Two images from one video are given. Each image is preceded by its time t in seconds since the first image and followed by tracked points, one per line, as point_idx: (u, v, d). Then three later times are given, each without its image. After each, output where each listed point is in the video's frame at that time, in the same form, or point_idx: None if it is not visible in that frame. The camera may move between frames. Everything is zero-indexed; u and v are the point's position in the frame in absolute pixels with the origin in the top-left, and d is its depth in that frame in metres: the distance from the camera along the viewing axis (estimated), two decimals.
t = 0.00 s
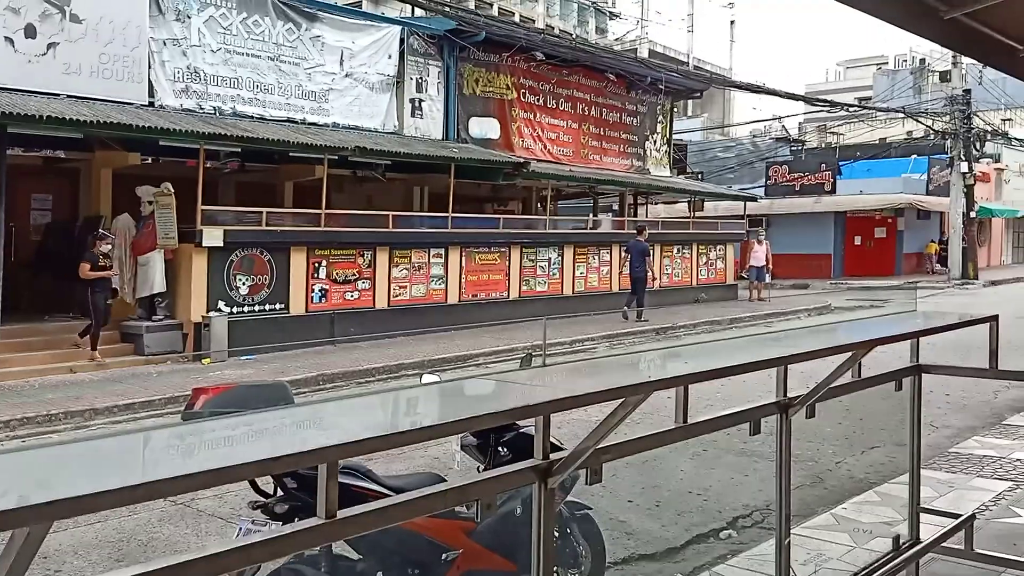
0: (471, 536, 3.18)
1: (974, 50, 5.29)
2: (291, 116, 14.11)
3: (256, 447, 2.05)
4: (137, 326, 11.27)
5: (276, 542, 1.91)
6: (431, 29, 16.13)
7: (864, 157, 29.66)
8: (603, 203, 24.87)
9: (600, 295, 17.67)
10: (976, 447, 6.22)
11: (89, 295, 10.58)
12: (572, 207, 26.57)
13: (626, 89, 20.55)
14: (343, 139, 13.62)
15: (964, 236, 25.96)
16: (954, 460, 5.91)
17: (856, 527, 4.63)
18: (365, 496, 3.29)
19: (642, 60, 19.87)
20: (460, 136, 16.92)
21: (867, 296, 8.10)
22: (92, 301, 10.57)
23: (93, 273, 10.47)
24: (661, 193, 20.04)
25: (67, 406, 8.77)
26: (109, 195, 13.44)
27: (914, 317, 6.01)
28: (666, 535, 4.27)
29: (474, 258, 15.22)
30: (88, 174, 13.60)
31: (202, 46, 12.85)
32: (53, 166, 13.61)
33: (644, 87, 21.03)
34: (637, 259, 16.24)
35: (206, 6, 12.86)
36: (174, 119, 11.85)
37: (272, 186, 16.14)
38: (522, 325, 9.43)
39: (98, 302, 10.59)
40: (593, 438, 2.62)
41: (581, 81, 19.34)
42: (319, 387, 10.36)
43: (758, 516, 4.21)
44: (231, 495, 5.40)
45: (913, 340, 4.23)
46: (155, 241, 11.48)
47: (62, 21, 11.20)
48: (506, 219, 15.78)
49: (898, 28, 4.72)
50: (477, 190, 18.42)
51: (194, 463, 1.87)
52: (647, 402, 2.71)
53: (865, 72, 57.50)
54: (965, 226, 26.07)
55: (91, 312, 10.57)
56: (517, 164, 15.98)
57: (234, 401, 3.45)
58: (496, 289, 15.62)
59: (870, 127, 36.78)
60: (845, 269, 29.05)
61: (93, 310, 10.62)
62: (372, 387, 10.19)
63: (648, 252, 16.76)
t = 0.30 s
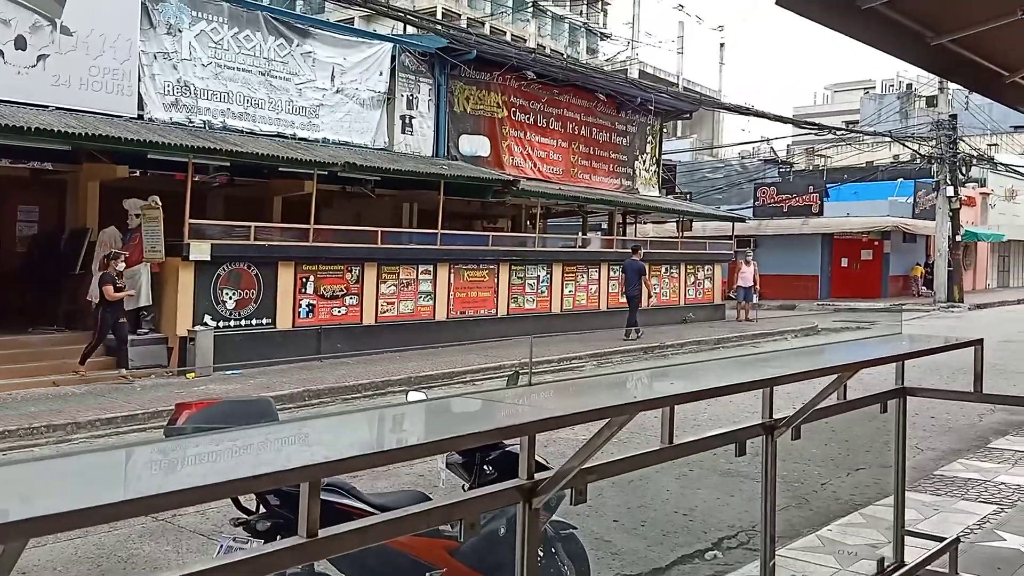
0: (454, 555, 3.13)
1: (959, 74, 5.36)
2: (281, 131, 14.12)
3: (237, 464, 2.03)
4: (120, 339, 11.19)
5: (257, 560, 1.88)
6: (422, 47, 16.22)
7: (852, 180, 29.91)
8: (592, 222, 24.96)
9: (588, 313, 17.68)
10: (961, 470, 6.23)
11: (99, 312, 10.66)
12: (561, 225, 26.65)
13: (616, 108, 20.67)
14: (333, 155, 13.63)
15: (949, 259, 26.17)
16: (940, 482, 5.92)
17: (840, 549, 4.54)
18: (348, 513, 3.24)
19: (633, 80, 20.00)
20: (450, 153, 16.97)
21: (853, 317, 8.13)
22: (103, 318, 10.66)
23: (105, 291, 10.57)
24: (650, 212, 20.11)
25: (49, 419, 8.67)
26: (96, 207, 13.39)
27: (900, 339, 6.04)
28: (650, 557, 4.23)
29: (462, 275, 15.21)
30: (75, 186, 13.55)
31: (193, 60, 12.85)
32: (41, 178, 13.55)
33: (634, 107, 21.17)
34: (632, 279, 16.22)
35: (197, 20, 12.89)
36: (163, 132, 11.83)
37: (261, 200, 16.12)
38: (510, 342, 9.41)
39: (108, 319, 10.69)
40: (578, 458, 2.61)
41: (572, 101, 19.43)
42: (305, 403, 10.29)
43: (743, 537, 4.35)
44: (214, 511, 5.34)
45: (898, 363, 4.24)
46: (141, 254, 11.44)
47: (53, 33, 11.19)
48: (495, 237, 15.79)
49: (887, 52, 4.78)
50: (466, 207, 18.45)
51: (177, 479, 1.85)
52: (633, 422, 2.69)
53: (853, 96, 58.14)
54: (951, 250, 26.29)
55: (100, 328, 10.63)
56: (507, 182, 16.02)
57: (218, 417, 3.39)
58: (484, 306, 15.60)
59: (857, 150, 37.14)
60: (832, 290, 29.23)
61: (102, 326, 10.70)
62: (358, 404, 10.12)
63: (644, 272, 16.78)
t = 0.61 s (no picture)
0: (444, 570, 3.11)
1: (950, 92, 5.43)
2: (273, 142, 14.11)
3: (226, 479, 2.01)
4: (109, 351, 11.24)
5: None
6: (415, 60, 16.27)
7: (841, 197, 30.09)
8: (583, 236, 25.01)
9: (579, 327, 17.68)
10: (950, 488, 6.24)
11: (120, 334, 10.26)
12: (553, 239, 26.71)
13: (608, 124, 20.75)
14: (325, 167, 13.62)
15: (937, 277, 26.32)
16: (929, 501, 5.92)
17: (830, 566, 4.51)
18: (339, 529, 3.19)
19: (625, 96, 20.11)
20: (442, 166, 17.00)
21: (843, 335, 8.16)
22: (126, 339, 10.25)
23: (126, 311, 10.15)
24: (640, 227, 20.15)
25: (34, 430, 8.57)
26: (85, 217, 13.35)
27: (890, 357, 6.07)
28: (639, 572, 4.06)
29: (452, 288, 15.19)
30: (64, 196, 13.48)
31: (185, 71, 12.85)
32: (30, 188, 13.49)
33: (626, 122, 21.26)
34: (631, 294, 16.36)
35: (191, 31, 12.90)
36: (155, 143, 11.80)
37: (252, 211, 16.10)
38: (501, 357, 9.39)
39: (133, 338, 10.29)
40: (569, 475, 2.60)
41: (563, 115, 19.50)
42: (293, 416, 10.22)
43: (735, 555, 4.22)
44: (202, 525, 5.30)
45: (888, 382, 4.25)
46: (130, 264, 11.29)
47: (45, 43, 11.17)
48: (486, 250, 15.79)
49: (879, 73, 4.83)
50: (458, 220, 18.46)
51: (167, 494, 1.83)
52: (625, 439, 2.69)
53: (843, 114, 58.59)
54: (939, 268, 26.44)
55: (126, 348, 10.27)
56: (499, 196, 16.04)
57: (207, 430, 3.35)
58: (474, 319, 15.57)
59: (846, 168, 37.41)
60: (821, 307, 29.34)
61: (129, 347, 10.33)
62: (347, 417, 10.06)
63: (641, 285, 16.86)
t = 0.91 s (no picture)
0: None
1: (936, 106, 5.45)
2: (263, 151, 14.07)
3: (212, 496, 1.98)
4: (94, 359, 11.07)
5: None
6: (406, 70, 16.29)
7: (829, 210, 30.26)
8: (572, 247, 25.04)
9: (568, 339, 17.68)
10: (937, 503, 6.25)
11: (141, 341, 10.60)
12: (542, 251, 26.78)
13: (598, 136, 20.81)
14: (314, 177, 13.59)
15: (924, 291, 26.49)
16: (917, 516, 5.93)
17: None
18: (326, 543, 3.17)
19: (615, 108, 20.19)
20: (432, 177, 17.00)
21: (832, 350, 8.17)
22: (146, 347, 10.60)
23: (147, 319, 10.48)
24: (629, 239, 20.19)
25: (18, 439, 8.45)
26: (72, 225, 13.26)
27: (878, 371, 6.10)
28: None
29: (442, 298, 15.15)
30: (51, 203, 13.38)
31: (175, 79, 12.81)
32: (17, 194, 13.38)
33: (616, 135, 21.34)
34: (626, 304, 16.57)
35: (181, 39, 12.88)
36: (143, 151, 11.73)
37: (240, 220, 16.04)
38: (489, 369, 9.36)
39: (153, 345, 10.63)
40: (561, 491, 2.58)
41: (554, 127, 19.55)
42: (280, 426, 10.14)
43: (723, 570, 4.17)
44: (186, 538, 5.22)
45: (877, 398, 4.27)
46: (117, 273, 11.23)
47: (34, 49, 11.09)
48: (476, 261, 15.78)
49: (868, 88, 4.88)
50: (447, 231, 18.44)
51: (155, 512, 1.80)
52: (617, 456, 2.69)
53: (830, 129, 59.06)
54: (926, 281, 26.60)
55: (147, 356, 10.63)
56: (489, 207, 16.05)
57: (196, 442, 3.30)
58: (463, 329, 15.55)
59: (834, 181, 37.65)
60: (809, 320, 29.48)
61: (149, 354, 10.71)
62: (335, 428, 9.99)
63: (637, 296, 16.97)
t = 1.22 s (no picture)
0: None
1: (929, 127, 5.49)
2: (254, 163, 14.04)
3: (192, 539, 1.95)
4: (82, 372, 10.92)
5: None
6: (399, 84, 16.30)
7: (820, 226, 30.39)
8: (565, 261, 25.04)
9: (560, 353, 17.64)
10: (931, 521, 6.23)
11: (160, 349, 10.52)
12: (535, 264, 26.78)
13: (590, 150, 20.86)
14: (306, 189, 13.56)
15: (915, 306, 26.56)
16: (910, 534, 5.91)
17: None
18: (312, 564, 3.08)
19: (607, 123, 20.24)
20: (425, 190, 17.00)
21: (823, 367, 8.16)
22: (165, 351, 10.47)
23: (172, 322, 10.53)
24: (622, 253, 20.19)
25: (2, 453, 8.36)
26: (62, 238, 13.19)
27: (869, 389, 6.09)
28: None
29: (433, 312, 15.10)
30: (40, 216, 13.33)
31: (167, 91, 12.80)
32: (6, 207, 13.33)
33: (608, 149, 21.39)
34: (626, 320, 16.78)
35: (173, 51, 12.88)
36: (133, 162, 11.69)
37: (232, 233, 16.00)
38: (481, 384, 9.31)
39: (173, 351, 10.53)
40: (553, 518, 2.58)
41: (546, 141, 19.59)
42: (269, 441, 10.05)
43: None
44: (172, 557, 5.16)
45: (869, 420, 4.27)
46: (106, 285, 11.20)
47: (25, 60, 11.04)
48: (468, 274, 15.75)
49: (862, 108, 4.89)
50: (440, 244, 18.42)
51: (141, 549, 1.86)
52: (606, 484, 2.70)
53: (822, 144, 59.43)
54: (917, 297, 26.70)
55: (164, 361, 10.44)
56: (481, 220, 16.04)
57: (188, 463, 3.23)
58: (455, 343, 15.49)
59: (826, 197, 37.82)
60: (800, 334, 29.53)
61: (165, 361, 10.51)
62: (324, 442, 9.93)
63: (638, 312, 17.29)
